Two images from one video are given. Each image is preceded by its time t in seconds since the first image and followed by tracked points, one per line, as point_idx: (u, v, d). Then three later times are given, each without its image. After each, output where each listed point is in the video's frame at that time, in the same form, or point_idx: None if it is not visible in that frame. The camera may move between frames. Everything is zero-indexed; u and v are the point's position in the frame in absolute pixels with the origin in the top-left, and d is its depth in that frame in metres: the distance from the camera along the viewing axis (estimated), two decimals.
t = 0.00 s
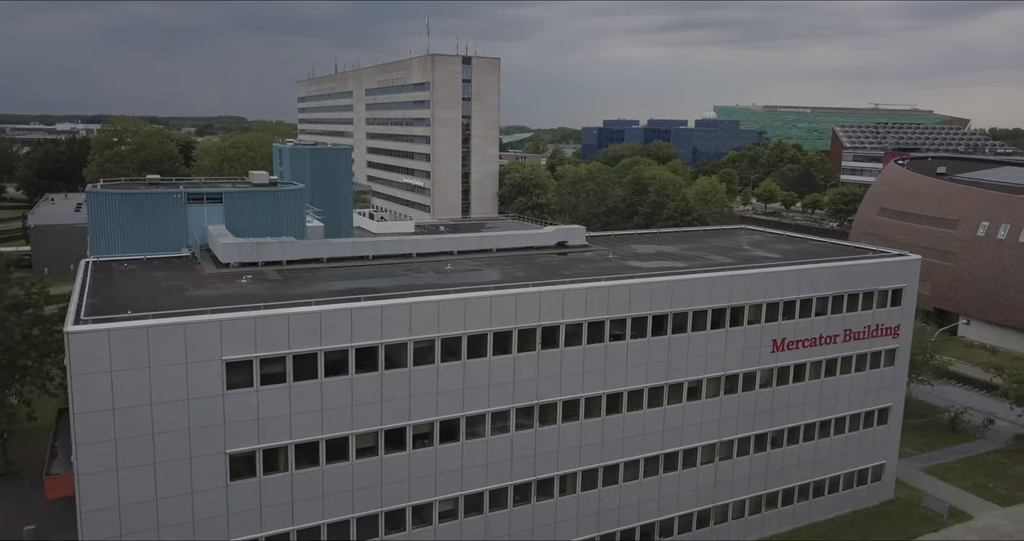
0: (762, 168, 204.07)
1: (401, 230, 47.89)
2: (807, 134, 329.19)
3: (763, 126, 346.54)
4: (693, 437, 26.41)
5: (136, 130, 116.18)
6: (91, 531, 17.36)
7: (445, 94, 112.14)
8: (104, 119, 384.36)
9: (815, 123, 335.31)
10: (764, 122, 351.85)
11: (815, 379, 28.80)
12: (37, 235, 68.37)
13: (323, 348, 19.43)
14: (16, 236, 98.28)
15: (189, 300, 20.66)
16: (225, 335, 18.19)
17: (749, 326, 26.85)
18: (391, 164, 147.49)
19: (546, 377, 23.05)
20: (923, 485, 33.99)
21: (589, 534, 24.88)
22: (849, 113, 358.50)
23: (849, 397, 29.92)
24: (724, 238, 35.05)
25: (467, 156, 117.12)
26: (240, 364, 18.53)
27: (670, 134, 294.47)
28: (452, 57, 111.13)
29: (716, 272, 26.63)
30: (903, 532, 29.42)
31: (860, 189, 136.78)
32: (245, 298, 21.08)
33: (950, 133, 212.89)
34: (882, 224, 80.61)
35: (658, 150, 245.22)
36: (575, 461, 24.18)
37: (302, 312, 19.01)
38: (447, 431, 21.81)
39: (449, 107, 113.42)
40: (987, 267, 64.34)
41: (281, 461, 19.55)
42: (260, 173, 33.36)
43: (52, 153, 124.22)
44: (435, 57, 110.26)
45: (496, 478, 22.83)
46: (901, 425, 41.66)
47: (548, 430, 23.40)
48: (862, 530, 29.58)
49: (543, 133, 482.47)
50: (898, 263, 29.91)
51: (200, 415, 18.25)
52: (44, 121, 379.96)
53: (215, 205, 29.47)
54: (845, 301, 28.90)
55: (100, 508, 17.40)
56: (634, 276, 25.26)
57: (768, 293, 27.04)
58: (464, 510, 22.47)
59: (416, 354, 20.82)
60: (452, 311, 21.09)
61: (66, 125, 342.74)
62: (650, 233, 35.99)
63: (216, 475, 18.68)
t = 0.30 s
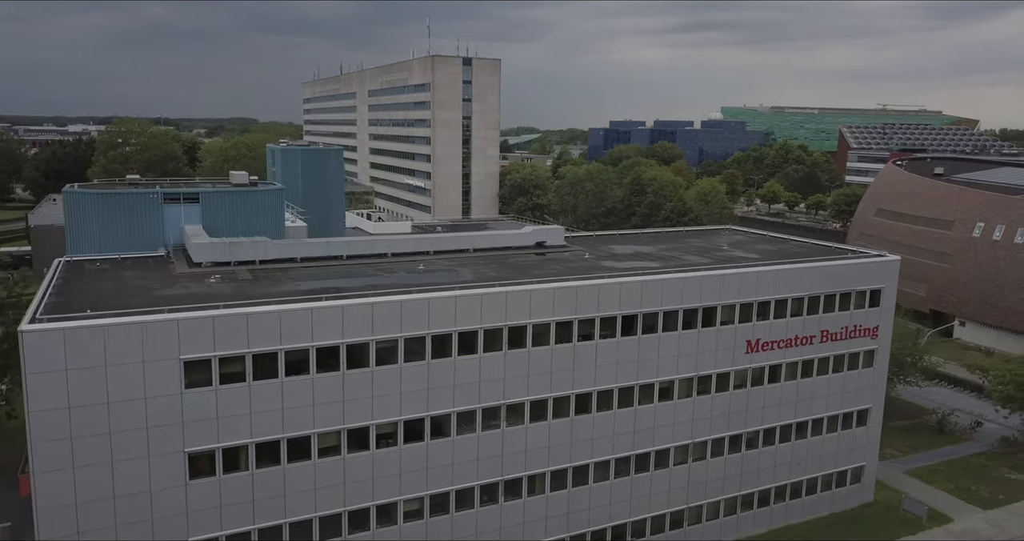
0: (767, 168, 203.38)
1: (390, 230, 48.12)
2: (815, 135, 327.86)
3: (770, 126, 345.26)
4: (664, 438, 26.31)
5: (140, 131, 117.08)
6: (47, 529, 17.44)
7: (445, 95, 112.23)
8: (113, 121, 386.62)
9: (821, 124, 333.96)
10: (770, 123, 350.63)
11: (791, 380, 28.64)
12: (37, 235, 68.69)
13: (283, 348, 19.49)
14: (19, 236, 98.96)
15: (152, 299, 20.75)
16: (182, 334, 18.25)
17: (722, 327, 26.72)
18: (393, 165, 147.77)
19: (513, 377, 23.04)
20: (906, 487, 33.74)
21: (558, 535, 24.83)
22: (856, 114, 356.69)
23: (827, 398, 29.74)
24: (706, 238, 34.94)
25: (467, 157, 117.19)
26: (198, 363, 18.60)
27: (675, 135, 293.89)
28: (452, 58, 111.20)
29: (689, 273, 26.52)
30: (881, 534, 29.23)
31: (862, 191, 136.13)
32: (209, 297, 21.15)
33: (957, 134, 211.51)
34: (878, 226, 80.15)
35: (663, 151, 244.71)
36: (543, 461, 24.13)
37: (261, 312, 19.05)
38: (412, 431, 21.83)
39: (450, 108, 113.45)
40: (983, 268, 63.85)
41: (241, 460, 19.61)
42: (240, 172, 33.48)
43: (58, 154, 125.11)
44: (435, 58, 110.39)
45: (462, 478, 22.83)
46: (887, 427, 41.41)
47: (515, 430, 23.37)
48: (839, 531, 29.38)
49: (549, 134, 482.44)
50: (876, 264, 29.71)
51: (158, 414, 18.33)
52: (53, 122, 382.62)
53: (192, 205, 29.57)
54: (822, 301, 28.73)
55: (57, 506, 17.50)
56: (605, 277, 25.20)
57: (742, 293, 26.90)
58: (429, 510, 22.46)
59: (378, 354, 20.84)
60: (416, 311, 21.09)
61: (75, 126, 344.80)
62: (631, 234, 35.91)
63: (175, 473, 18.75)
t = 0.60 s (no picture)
0: (772, 169, 202.61)
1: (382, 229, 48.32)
2: (821, 136, 326.51)
3: (775, 127, 344.11)
4: (640, 438, 26.24)
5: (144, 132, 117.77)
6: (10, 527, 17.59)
7: (446, 96, 112.27)
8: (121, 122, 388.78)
9: (828, 124, 332.39)
10: (776, 124, 349.38)
11: (770, 381, 28.51)
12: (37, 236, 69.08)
13: (248, 347, 19.57)
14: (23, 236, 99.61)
15: (122, 298, 20.85)
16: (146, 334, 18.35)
17: (698, 328, 26.64)
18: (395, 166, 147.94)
19: (483, 377, 23.02)
20: (890, 489, 33.55)
21: (532, 535, 24.82)
22: (863, 115, 355.10)
23: (807, 399, 29.61)
24: (690, 238, 34.84)
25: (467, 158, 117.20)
26: (163, 362, 18.70)
27: (681, 136, 293.18)
28: (453, 59, 111.34)
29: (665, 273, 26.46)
30: (861, 536, 29.07)
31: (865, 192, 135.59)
32: (178, 296, 21.26)
33: (964, 134, 210.12)
34: (875, 226, 79.80)
35: (668, 152, 244.21)
36: (515, 461, 24.11)
37: (226, 311, 19.14)
38: (381, 431, 21.85)
39: (450, 109, 113.47)
40: (978, 269, 63.54)
41: (208, 459, 19.69)
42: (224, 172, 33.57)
43: (65, 155, 125.89)
44: (436, 59, 110.58)
45: (433, 478, 22.84)
46: (875, 429, 41.25)
47: (486, 430, 23.36)
48: (819, 533, 29.25)
49: (554, 135, 482.32)
50: (857, 264, 29.54)
51: (122, 412, 18.43)
52: (61, 124, 385.19)
53: (172, 204, 29.65)
54: (801, 302, 28.60)
55: (20, 504, 17.65)
56: (579, 277, 25.16)
57: (718, 294, 26.81)
58: (399, 510, 22.49)
59: (346, 354, 20.88)
60: (384, 311, 21.11)
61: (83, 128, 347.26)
62: (616, 234, 35.86)
63: (140, 472, 18.85)
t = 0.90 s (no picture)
0: (776, 170, 201.86)
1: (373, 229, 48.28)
2: (828, 137, 324.89)
3: (781, 128, 342.54)
4: (615, 439, 26.19)
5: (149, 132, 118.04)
6: None
7: (446, 97, 112.40)
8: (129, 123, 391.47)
9: (834, 124, 330.87)
10: (782, 124, 348.01)
11: (748, 382, 28.41)
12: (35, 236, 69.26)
13: (214, 346, 19.66)
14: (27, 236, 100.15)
15: (91, 298, 20.95)
16: (111, 333, 18.47)
17: (674, 329, 26.57)
18: (397, 167, 148.13)
19: (454, 377, 23.00)
20: (874, 491, 33.37)
21: (505, 535, 24.81)
22: (870, 115, 353.27)
23: (786, 401, 29.49)
24: (674, 239, 34.73)
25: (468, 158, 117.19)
26: (128, 361, 18.81)
27: (686, 137, 292.78)
28: (453, 60, 111.48)
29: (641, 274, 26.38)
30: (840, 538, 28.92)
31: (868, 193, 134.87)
32: (148, 296, 21.37)
33: (971, 135, 208.70)
34: (873, 227, 79.53)
35: (672, 153, 243.66)
36: (487, 461, 24.10)
37: (191, 310, 19.24)
38: (350, 432, 21.89)
39: (451, 109, 113.53)
40: (974, 271, 63.25)
41: (174, 458, 19.79)
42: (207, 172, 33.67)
43: (71, 155, 126.53)
44: (436, 60, 110.91)
45: (403, 478, 22.86)
46: (863, 430, 41.05)
47: (457, 430, 23.36)
48: (798, 535, 29.11)
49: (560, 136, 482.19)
50: (837, 265, 29.39)
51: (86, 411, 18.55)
52: (71, 125, 387.75)
53: (152, 204, 29.84)
54: (779, 303, 28.50)
55: None
56: (553, 277, 25.12)
57: (694, 295, 26.72)
58: (369, 510, 22.52)
59: (314, 353, 20.93)
60: (351, 311, 21.16)
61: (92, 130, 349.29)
62: (600, 235, 35.77)
63: (104, 470, 18.95)
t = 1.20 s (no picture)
0: (781, 171, 201.16)
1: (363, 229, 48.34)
2: (835, 138, 323.34)
3: (787, 128, 341.37)
4: (590, 440, 26.14)
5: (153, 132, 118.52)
6: None
7: (447, 97, 112.50)
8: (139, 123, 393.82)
9: (841, 125, 329.37)
10: (787, 125, 346.70)
11: (726, 384, 28.33)
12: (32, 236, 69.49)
13: (181, 346, 19.72)
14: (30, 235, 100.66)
15: (61, 298, 21.05)
16: (75, 332, 18.56)
17: (650, 330, 26.51)
18: (399, 167, 148.30)
19: (425, 378, 23.01)
20: (856, 494, 33.22)
21: (477, 536, 24.79)
22: (876, 116, 351.62)
23: (765, 402, 29.38)
24: (658, 240, 34.62)
25: (469, 159, 117.16)
26: (93, 361, 18.89)
27: (691, 138, 292.21)
28: (454, 61, 111.60)
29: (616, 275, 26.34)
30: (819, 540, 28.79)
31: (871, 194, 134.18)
32: (117, 296, 21.45)
33: (978, 135, 207.35)
34: (869, 229, 79.25)
35: (677, 154, 243.05)
36: (460, 462, 24.08)
37: (157, 310, 19.34)
38: (320, 432, 21.94)
39: (452, 110, 113.59)
40: (970, 272, 62.89)
41: (140, 457, 19.86)
42: (191, 173, 33.70)
43: (77, 155, 127.28)
44: (437, 61, 111.13)
45: (374, 478, 22.88)
46: (851, 432, 40.84)
47: (429, 430, 23.37)
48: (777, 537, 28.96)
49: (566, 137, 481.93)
50: (817, 266, 29.24)
51: (51, 411, 18.63)
52: (80, 126, 390.34)
53: (133, 204, 29.89)
54: (758, 304, 28.39)
55: None
56: (528, 277, 25.11)
57: (670, 296, 26.66)
58: (339, 510, 22.56)
59: (281, 353, 20.97)
60: (320, 311, 21.21)
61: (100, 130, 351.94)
62: (584, 235, 35.71)
63: (70, 470, 19.04)
